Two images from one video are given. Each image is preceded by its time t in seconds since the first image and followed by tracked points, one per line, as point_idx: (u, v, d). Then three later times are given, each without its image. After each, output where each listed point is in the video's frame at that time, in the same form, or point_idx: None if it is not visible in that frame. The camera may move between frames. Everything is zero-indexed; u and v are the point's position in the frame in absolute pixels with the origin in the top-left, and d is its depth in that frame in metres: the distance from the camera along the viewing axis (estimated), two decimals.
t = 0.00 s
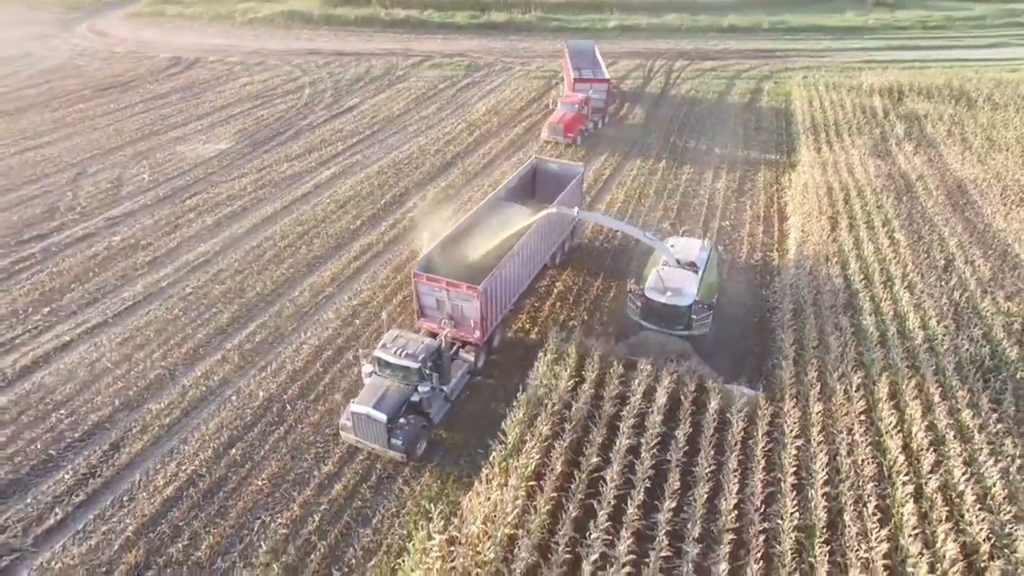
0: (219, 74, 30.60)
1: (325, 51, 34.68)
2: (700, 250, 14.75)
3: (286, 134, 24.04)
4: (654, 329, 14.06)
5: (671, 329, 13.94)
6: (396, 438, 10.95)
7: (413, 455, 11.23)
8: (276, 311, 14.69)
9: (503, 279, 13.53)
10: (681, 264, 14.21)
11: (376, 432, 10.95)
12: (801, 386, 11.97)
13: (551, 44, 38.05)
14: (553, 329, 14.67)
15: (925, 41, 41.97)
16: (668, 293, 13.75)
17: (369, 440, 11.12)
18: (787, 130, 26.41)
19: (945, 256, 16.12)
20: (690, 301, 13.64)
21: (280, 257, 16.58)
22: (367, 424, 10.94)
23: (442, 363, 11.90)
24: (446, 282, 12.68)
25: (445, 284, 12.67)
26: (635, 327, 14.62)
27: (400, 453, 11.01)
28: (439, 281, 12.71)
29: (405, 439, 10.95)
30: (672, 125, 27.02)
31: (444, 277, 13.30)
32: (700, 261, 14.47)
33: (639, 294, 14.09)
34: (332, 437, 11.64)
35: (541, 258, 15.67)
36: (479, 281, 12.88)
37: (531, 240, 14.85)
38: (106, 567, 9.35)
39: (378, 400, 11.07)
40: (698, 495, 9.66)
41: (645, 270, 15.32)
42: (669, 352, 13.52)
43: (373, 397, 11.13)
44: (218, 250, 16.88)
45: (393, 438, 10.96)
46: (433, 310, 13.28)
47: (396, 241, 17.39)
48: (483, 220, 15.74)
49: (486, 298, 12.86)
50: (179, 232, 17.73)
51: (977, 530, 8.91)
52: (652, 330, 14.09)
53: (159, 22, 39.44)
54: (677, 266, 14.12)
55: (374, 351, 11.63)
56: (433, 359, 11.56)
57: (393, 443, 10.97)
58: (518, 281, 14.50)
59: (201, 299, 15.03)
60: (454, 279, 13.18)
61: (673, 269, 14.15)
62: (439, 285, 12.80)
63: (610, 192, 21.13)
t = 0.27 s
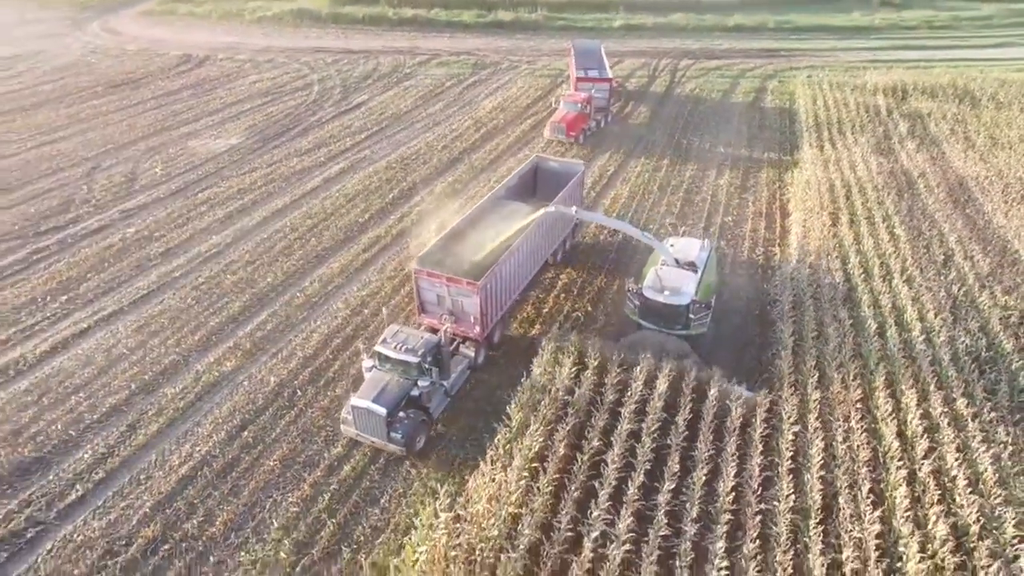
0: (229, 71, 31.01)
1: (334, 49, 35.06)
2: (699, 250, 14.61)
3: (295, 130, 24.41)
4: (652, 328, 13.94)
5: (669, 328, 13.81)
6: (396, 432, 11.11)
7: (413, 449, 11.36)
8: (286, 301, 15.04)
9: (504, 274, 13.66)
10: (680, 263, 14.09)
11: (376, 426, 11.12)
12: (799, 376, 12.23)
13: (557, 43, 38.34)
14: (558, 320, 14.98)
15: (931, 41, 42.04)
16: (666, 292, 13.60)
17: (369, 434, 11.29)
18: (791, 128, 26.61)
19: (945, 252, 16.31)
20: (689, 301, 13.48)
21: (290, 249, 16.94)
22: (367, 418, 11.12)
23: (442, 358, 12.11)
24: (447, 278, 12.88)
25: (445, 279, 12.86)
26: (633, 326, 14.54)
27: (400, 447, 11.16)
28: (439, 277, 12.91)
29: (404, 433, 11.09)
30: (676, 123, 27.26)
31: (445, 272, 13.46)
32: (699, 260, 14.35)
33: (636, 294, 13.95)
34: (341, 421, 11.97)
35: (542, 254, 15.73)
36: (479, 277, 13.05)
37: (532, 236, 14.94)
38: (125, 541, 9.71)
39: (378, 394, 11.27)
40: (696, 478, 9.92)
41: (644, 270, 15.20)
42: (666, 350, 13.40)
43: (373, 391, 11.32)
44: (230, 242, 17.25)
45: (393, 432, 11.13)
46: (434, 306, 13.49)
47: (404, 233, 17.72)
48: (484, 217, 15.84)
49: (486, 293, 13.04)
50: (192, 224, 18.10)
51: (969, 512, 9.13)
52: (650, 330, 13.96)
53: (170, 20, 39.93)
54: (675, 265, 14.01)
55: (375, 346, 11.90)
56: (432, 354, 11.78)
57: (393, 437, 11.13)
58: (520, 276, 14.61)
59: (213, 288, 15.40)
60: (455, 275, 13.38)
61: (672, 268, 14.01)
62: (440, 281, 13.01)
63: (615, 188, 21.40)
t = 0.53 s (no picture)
0: (249, 67, 31.48)
1: (352, 46, 35.44)
2: (709, 251, 14.71)
3: (313, 125, 24.78)
4: (660, 327, 14.07)
5: (677, 327, 13.93)
6: (403, 425, 11.21)
7: (420, 444, 11.46)
8: (303, 291, 15.36)
9: (512, 272, 13.74)
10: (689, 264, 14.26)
11: (383, 419, 11.21)
12: (807, 371, 12.36)
13: (574, 42, 38.52)
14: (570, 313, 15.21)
15: (951, 43, 41.73)
16: (674, 292, 13.76)
17: (376, 428, 11.38)
18: (806, 129, 26.61)
19: (958, 251, 16.31)
20: (697, 301, 13.61)
21: (308, 241, 17.26)
22: (374, 411, 11.22)
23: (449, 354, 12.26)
24: (455, 274, 12.98)
25: (454, 275, 12.96)
26: (641, 326, 14.66)
27: (406, 440, 11.25)
28: (448, 272, 13.02)
29: (411, 426, 11.21)
30: (691, 122, 27.34)
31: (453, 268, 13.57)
32: (709, 261, 14.47)
33: (645, 293, 14.11)
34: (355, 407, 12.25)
35: (552, 252, 15.79)
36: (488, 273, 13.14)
37: (541, 234, 14.98)
38: (147, 517, 10.07)
39: (385, 388, 11.42)
40: (703, 468, 10.09)
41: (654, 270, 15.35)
42: (673, 350, 13.47)
43: (381, 384, 11.47)
44: (249, 233, 17.60)
45: (399, 426, 11.23)
46: (443, 302, 13.57)
47: (419, 227, 18.00)
48: (494, 215, 15.91)
49: (494, 289, 13.12)
50: (212, 216, 18.49)
51: (973, 504, 9.23)
52: (657, 329, 14.10)
53: (192, 17, 40.53)
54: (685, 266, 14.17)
55: (383, 340, 12.07)
56: (439, 349, 11.93)
57: (399, 430, 11.22)
58: (528, 274, 14.70)
59: (232, 278, 15.75)
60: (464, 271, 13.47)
61: (681, 269, 14.18)
62: (449, 277, 13.10)
63: (629, 185, 21.55)
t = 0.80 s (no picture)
0: (257, 65, 31.82)
1: (358, 45, 35.76)
2: (709, 250, 14.77)
3: (321, 122, 25.09)
4: (658, 325, 14.07)
5: (676, 326, 13.93)
6: (401, 420, 11.30)
7: (417, 439, 11.55)
8: (311, 282, 15.66)
9: (512, 269, 13.65)
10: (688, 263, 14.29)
11: (381, 414, 11.30)
12: (805, 363, 12.60)
13: (578, 41, 38.77)
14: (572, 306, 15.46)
15: (955, 42, 41.81)
16: (672, 290, 13.79)
17: (375, 422, 11.46)
18: (809, 127, 26.79)
19: (956, 247, 16.50)
20: (695, 300, 13.62)
21: (315, 234, 17.56)
22: (372, 405, 11.30)
23: (448, 349, 12.29)
24: (455, 271, 12.89)
25: (454, 273, 12.87)
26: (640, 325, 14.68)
27: (404, 435, 11.32)
28: (448, 270, 12.92)
29: (409, 421, 11.29)
30: (694, 121, 27.56)
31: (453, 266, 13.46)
32: (708, 261, 14.49)
33: (644, 292, 14.13)
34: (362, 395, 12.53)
35: (551, 250, 15.81)
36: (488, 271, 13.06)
37: (541, 233, 14.97)
38: (159, 499, 10.38)
39: (384, 382, 11.47)
40: (701, 454, 10.34)
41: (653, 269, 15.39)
42: (672, 348, 13.47)
43: (380, 379, 11.52)
44: (257, 227, 17.91)
45: (397, 420, 11.32)
46: (443, 299, 13.48)
47: (424, 222, 18.28)
48: (493, 213, 15.96)
49: (494, 287, 13.03)
50: (221, 210, 18.81)
51: (964, 489, 9.48)
52: (656, 327, 14.10)
53: (200, 16, 40.93)
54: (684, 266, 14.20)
55: (383, 336, 12.07)
56: (438, 345, 11.96)
57: (397, 425, 11.31)
58: (528, 271, 14.71)
59: (241, 270, 16.06)
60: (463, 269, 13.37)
61: (679, 268, 14.22)
62: (449, 274, 12.99)
63: (632, 182, 21.79)
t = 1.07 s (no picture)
0: (269, 62, 32.21)
1: (369, 43, 36.11)
2: (710, 250, 14.60)
3: (331, 119, 25.45)
4: (657, 324, 13.89)
5: (675, 325, 13.73)
6: (402, 415, 11.40)
7: (418, 433, 11.67)
8: (322, 274, 16.00)
9: (514, 267, 13.79)
10: (689, 262, 14.15)
11: (383, 408, 11.42)
12: (806, 355, 12.83)
13: (587, 39, 39.01)
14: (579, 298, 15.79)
15: (964, 43, 41.79)
16: (672, 289, 13.58)
17: (376, 417, 11.57)
18: (815, 126, 26.93)
19: (959, 244, 16.66)
20: (695, 299, 13.42)
21: (326, 227, 17.90)
22: (374, 399, 11.42)
23: (450, 345, 12.25)
24: (457, 268, 13.03)
25: (456, 270, 13.02)
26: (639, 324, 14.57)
27: (405, 430, 11.46)
28: (450, 267, 13.07)
29: (410, 415, 11.40)
30: (701, 119, 27.77)
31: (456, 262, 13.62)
32: (709, 260, 14.35)
33: (643, 290, 13.95)
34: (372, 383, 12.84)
35: (555, 248, 15.87)
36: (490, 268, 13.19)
37: (545, 230, 15.02)
38: (176, 479, 10.73)
39: (385, 377, 11.53)
40: (702, 440, 10.57)
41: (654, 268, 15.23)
42: (671, 347, 13.29)
43: (381, 374, 11.57)
44: (269, 220, 18.27)
45: (398, 415, 11.42)
46: (445, 295, 13.66)
47: (434, 216, 18.59)
48: (498, 211, 15.99)
49: (496, 284, 13.18)
50: (234, 203, 19.17)
51: (960, 475, 9.70)
52: (655, 326, 13.92)
53: (212, 14, 41.39)
54: (684, 265, 14.04)
55: (384, 331, 12.04)
56: (439, 341, 11.92)
57: (399, 420, 11.42)
58: (532, 269, 14.79)
59: (254, 261, 16.41)
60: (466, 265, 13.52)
61: (680, 267, 14.02)
62: (451, 271, 13.16)
63: (639, 178, 22.05)
